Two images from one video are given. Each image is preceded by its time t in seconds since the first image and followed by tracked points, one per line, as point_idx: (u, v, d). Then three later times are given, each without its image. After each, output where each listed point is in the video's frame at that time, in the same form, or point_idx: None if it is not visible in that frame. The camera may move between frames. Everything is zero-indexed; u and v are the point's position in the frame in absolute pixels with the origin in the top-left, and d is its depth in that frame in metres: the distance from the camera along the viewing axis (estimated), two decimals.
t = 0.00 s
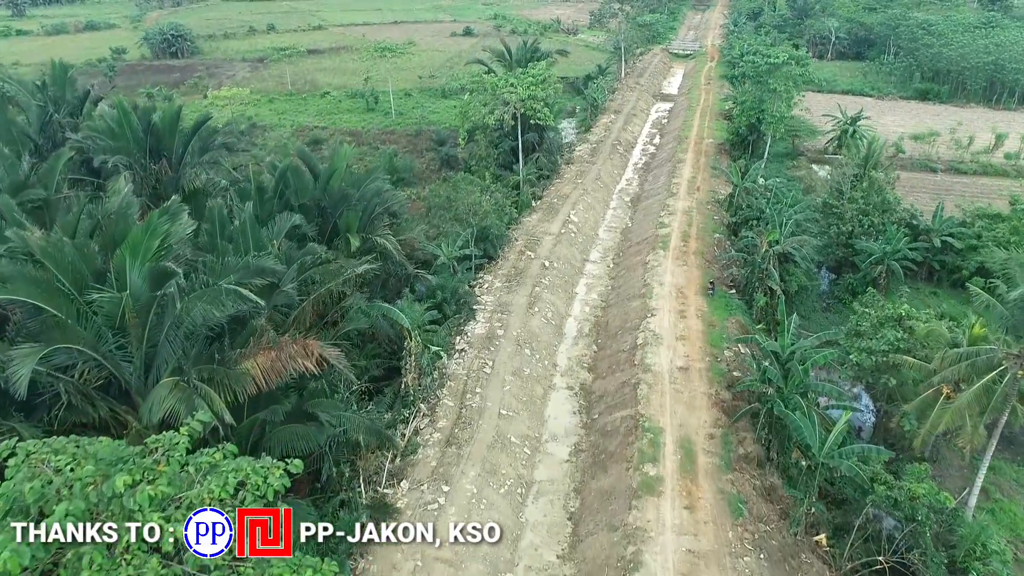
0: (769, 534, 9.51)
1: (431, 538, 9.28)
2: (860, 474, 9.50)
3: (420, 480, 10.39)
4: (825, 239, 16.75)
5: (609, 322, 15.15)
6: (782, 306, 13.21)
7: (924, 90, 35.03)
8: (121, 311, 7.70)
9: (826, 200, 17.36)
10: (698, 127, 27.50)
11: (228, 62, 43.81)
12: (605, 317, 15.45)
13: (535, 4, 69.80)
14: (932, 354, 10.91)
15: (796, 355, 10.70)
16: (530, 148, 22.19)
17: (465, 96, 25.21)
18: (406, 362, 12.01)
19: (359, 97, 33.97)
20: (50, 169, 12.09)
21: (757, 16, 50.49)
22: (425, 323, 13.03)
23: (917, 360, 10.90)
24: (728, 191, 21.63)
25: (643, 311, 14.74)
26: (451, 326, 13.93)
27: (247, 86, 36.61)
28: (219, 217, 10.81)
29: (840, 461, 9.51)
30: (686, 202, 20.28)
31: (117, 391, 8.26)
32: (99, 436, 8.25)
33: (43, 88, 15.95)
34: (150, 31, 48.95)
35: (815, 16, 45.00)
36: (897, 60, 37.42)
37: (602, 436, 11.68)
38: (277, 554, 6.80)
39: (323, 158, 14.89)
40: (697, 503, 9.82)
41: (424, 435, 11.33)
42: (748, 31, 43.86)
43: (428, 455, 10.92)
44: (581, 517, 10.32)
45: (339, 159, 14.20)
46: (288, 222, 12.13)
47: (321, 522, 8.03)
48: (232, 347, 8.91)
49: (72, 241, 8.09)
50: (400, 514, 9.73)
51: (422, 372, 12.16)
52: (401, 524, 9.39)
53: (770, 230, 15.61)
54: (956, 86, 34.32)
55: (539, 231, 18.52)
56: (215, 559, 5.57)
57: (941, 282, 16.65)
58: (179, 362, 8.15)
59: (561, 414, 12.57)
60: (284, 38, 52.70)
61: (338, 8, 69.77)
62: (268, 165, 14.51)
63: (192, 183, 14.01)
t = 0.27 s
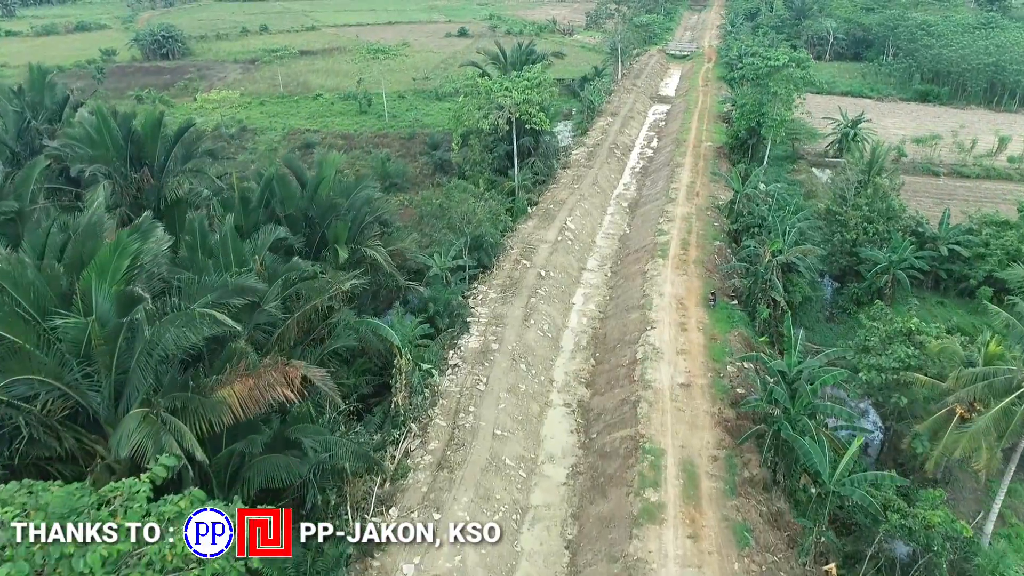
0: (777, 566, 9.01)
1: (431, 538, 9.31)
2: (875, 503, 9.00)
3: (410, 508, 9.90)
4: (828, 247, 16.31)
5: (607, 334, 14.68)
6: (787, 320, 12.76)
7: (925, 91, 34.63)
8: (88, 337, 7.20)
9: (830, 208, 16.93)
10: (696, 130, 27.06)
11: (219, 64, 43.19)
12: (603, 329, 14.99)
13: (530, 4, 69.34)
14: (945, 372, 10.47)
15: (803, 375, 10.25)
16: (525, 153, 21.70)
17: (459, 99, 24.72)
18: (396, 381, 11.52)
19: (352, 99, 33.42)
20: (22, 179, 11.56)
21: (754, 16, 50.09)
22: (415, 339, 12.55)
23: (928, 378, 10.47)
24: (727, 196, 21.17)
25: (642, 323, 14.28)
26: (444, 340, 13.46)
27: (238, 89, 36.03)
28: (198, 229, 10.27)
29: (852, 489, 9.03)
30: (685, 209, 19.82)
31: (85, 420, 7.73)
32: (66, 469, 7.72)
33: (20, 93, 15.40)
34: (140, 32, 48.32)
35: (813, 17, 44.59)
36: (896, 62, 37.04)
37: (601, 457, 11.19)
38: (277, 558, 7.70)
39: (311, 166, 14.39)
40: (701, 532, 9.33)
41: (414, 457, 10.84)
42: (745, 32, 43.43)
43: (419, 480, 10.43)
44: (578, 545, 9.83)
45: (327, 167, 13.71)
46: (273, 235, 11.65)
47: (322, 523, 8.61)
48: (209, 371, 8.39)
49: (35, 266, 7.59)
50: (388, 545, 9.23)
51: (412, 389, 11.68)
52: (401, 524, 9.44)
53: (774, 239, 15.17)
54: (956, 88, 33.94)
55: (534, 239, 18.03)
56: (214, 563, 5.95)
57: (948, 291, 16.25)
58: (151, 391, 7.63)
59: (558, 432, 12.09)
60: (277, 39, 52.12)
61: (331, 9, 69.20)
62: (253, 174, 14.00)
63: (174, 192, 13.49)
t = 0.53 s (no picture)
0: None
1: (431, 538, 9.32)
2: (893, 537, 8.47)
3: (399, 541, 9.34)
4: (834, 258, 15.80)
5: (607, 349, 14.14)
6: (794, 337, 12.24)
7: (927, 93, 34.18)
8: (45, 369, 6.69)
9: (835, 216, 16.44)
10: (695, 134, 26.56)
11: (211, 66, 42.57)
12: (602, 344, 14.46)
13: (527, 5, 68.81)
14: (962, 394, 9.97)
15: (813, 399, 9.74)
16: (522, 159, 21.19)
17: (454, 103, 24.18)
18: (386, 403, 10.98)
19: (346, 102, 32.84)
20: None
21: (753, 17, 49.63)
22: (406, 357, 12.00)
23: (944, 400, 9.97)
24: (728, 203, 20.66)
25: (642, 338, 13.75)
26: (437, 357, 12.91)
27: (230, 91, 35.43)
28: (176, 242, 9.65)
29: (868, 522, 8.50)
30: (686, 216, 19.30)
31: (47, 457, 7.19)
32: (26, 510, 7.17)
33: None
34: (131, 33, 47.68)
35: (812, 18, 44.10)
36: (897, 64, 36.60)
37: (601, 484, 10.65)
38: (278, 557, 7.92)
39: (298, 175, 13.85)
40: (708, 568, 8.79)
41: (404, 484, 10.29)
42: (744, 33, 42.97)
43: (409, 509, 9.88)
44: None
45: (315, 177, 13.18)
46: (257, 249, 11.11)
47: (321, 522, 8.51)
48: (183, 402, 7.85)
49: None
50: None
51: (402, 411, 11.13)
52: (401, 524, 9.45)
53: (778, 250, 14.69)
54: (959, 90, 33.49)
55: (531, 248, 17.50)
56: (213, 558, 7.31)
57: (957, 302, 15.70)
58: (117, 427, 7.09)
59: (556, 455, 11.54)
60: (270, 40, 51.49)
61: (326, 10, 68.58)
62: (238, 183, 13.45)
63: (154, 203, 12.93)
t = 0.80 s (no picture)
0: None
1: (431, 538, 9.37)
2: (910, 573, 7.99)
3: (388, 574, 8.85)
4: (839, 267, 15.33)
5: (607, 364, 13.65)
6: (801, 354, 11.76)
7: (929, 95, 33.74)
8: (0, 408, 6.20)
9: (840, 224, 15.98)
10: (695, 138, 26.10)
11: (204, 68, 42.06)
12: (602, 359, 13.97)
13: (524, 5, 68.32)
14: (980, 417, 9.49)
15: (823, 424, 9.25)
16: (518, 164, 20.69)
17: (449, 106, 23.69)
18: (375, 425, 10.49)
19: (339, 105, 32.34)
20: None
21: (751, 18, 49.19)
22: (398, 374, 11.56)
23: (961, 424, 9.52)
24: (730, 209, 20.20)
25: (643, 353, 13.26)
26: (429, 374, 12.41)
27: (222, 94, 34.91)
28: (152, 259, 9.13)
29: (884, 558, 8.02)
30: (686, 223, 18.83)
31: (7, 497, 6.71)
32: None
33: None
34: (123, 35, 47.11)
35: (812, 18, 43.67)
36: (898, 65, 36.17)
37: (601, 511, 10.16)
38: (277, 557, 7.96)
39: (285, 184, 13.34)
40: None
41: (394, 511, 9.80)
42: (743, 34, 42.54)
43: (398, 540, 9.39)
44: None
45: (302, 186, 12.68)
46: (239, 266, 10.62)
47: (321, 524, 8.23)
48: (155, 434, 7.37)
49: None
50: None
51: (392, 433, 10.65)
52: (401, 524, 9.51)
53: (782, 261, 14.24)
54: (961, 92, 33.05)
55: (527, 257, 17.01)
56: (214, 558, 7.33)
57: (966, 313, 15.26)
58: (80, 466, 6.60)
59: (553, 479, 11.04)
60: (264, 41, 50.95)
61: (321, 10, 68.13)
62: (222, 192, 12.92)
63: (134, 214, 12.37)
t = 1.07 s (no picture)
0: None
1: (430, 538, 9.36)
2: None
3: None
4: (847, 279, 14.80)
5: (607, 383, 13.12)
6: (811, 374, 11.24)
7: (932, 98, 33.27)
8: None
9: (847, 234, 15.45)
10: (696, 142, 25.59)
11: (196, 70, 41.49)
12: (601, 376, 13.43)
13: (521, 6, 67.77)
14: (1002, 447, 8.97)
15: (836, 455, 8.72)
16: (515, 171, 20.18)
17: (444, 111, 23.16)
18: (362, 453, 9.96)
19: (333, 108, 31.78)
20: None
21: (751, 19, 48.69)
22: (387, 398, 10.99)
23: (981, 453, 9.00)
24: (732, 217, 19.69)
25: (644, 371, 12.73)
26: (421, 394, 11.88)
27: (215, 96, 34.35)
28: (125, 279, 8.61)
29: None
30: (688, 232, 18.31)
31: None
32: None
33: None
34: (115, 36, 46.56)
35: (813, 19, 43.15)
36: (901, 67, 35.69)
37: (601, 544, 9.63)
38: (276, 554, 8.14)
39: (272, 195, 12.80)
40: None
41: (382, 545, 9.27)
42: (743, 35, 42.05)
43: None
44: None
45: (289, 199, 12.14)
46: (220, 285, 10.09)
47: (320, 523, 8.46)
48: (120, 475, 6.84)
49: None
50: None
51: (381, 461, 10.12)
52: (401, 524, 9.51)
53: (788, 274, 13.73)
54: (965, 94, 32.55)
55: (524, 268, 16.48)
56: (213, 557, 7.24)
57: (979, 327, 14.72)
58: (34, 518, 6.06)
59: (551, 507, 10.50)
60: (258, 43, 50.39)
61: (317, 11, 67.56)
62: (205, 204, 12.36)
63: (112, 228, 11.80)
